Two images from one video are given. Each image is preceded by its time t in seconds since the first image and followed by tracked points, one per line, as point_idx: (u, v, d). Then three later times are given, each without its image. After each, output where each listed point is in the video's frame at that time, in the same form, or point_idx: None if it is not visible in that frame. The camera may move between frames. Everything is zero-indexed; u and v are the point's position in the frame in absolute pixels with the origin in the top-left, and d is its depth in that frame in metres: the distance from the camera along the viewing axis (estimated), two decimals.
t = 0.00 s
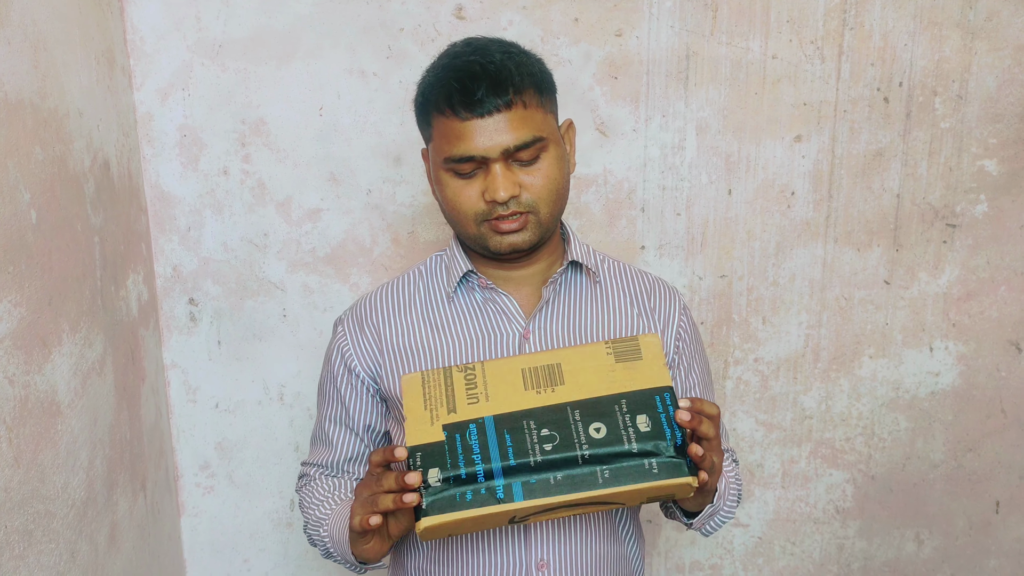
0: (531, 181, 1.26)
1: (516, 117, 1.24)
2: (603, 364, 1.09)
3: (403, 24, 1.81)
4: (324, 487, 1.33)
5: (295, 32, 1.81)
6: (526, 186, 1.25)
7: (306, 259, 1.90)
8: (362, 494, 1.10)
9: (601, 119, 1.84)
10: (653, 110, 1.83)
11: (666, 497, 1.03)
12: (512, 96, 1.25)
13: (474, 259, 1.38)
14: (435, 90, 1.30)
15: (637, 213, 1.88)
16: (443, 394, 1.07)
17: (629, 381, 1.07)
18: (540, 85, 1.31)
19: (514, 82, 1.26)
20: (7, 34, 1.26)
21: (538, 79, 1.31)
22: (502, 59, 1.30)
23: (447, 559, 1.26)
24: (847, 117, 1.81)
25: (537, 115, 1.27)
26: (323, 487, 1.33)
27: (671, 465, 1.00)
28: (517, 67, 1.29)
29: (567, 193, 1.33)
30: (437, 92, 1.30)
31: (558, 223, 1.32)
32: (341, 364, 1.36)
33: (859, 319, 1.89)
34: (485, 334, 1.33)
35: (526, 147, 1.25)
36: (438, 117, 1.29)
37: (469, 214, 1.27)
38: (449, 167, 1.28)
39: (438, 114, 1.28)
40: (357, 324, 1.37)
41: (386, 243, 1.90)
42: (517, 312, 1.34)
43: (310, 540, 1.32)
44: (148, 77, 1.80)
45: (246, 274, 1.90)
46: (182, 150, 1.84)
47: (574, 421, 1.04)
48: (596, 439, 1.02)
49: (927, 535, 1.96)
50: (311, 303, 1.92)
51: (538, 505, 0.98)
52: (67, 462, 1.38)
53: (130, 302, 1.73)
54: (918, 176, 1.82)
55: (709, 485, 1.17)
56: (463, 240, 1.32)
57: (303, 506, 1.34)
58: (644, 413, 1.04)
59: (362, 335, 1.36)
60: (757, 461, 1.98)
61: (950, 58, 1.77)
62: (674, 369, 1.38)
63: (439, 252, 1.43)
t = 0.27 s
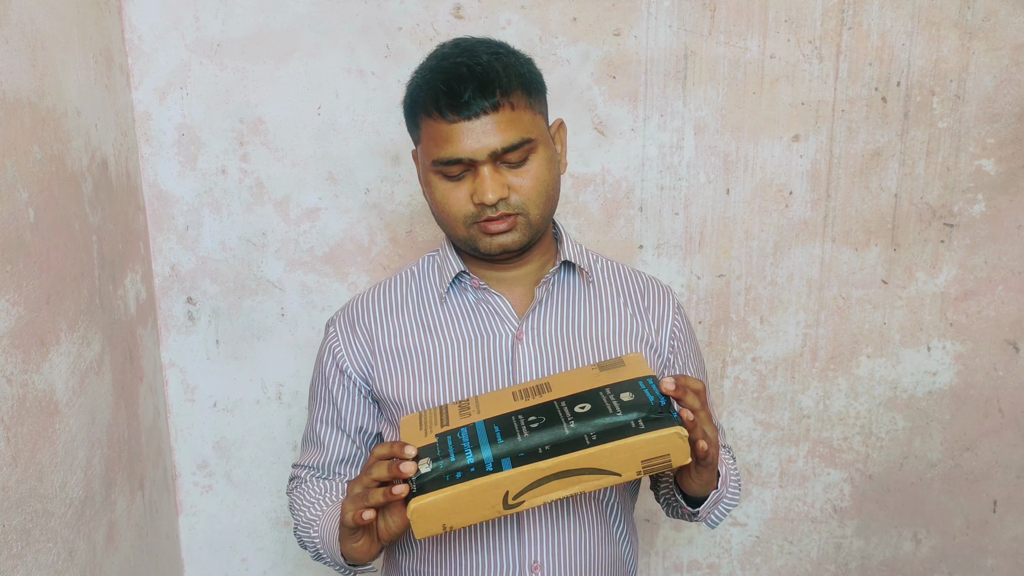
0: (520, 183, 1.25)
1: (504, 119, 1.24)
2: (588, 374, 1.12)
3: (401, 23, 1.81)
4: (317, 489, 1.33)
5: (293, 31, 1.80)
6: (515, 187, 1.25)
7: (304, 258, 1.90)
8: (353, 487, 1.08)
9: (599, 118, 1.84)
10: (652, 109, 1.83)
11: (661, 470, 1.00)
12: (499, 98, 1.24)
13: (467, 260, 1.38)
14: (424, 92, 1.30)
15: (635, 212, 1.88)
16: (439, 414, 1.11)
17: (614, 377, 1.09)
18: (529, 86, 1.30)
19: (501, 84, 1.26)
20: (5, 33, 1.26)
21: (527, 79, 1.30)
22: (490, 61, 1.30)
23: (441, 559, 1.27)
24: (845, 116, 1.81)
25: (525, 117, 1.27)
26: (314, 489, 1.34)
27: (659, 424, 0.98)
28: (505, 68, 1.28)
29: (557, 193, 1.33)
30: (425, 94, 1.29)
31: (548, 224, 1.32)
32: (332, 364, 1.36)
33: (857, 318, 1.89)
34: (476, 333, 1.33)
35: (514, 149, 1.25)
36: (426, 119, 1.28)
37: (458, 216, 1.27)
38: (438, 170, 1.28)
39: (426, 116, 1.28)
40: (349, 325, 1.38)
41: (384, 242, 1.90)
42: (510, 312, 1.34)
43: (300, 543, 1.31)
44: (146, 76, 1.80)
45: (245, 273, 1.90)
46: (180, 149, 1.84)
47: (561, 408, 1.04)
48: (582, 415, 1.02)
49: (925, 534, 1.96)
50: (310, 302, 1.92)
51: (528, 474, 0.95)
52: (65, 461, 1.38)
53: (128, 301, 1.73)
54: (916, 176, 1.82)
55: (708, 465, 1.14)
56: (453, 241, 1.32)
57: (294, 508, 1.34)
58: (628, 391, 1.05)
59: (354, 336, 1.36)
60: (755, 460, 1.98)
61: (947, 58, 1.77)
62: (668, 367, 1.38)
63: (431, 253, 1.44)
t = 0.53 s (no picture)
0: (515, 179, 1.25)
1: (498, 116, 1.24)
2: (580, 370, 1.12)
3: (400, 23, 1.81)
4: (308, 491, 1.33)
5: (291, 30, 1.80)
6: (509, 184, 1.25)
7: (302, 257, 1.90)
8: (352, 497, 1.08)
9: (598, 118, 1.84)
10: (650, 109, 1.84)
11: (662, 464, 1.00)
12: (493, 95, 1.24)
13: (461, 261, 1.38)
14: (417, 90, 1.29)
15: (633, 212, 1.88)
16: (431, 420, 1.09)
17: (608, 371, 1.10)
18: (523, 84, 1.30)
19: (496, 82, 1.25)
20: (3, 33, 1.26)
21: (521, 77, 1.30)
22: (484, 57, 1.30)
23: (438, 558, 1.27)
24: (843, 116, 1.82)
25: (520, 114, 1.27)
26: (305, 491, 1.33)
27: (657, 419, 0.99)
28: (499, 65, 1.28)
29: (552, 191, 1.33)
30: (419, 92, 1.29)
31: (542, 221, 1.32)
32: (325, 366, 1.36)
33: (855, 318, 1.89)
34: (470, 336, 1.34)
35: (509, 147, 1.25)
36: (420, 118, 1.28)
37: (452, 213, 1.27)
38: (432, 167, 1.28)
39: (420, 115, 1.28)
40: (342, 326, 1.38)
41: (382, 242, 1.90)
42: (504, 313, 1.34)
43: (293, 546, 1.31)
44: (145, 75, 1.80)
45: (243, 272, 1.90)
46: (178, 148, 1.84)
47: (557, 407, 1.04)
48: (579, 413, 1.02)
49: (922, 533, 1.96)
50: (308, 301, 1.92)
51: (530, 479, 0.95)
52: (63, 460, 1.38)
53: (126, 300, 1.73)
54: (913, 176, 1.82)
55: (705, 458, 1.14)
56: (448, 240, 1.32)
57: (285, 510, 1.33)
58: (623, 386, 1.05)
59: (347, 337, 1.37)
60: (752, 460, 1.98)
61: (945, 58, 1.77)
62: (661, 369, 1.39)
63: (424, 254, 1.44)
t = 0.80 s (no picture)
0: (504, 169, 1.25)
1: (487, 103, 1.25)
2: (550, 366, 1.10)
3: (398, 22, 1.80)
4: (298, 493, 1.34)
5: (289, 29, 1.80)
6: (499, 173, 1.25)
7: (300, 256, 1.90)
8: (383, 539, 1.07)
9: (596, 117, 1.84)
10: (648, 108, 1.83)
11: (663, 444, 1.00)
12: (484, 83, 1.25)
13: (454, 261, 1.38)
14: (410, 81, 1.31)
15: (631, 211, 1.88)
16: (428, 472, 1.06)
17: (581, 360, 1.07)
18: (515, 76, 1.31)
19: (486, 70, 1.27)
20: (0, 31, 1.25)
21: (513, 70, 1.31)
22: (475, 48, 1.31)
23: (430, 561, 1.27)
24: (842, 116, 1.81)
25: (509, 104, 1.27)
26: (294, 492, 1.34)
27: (649, 404, 0.97)
28: (491, 56, 1.29)
29: (543, 187, 1.32)
30: (412, 81, 1.30)
31: (533, 217, 1.31)
32: (316, 366, 1.35)
33: (853, 318, 1.89)
34: (462, 338, 1.33)
35: (498, 135, 1.26)
36: (411, 107, 1.29)
37: (441, 204, 1.26)
38: (423, 156, 1.28)
39: (412, 104, 1.29)
40: (333, 326, 1.37)
41: (380, 241, 1.90)
42: (498, 315, 1.34)
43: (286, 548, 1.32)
44: (142, 73, 1.80)
45: (240, 271, 1.89)
46: (176, 147, 1.83)
47: (546, 420, 1.01)
48: (573, 422, 0.99)
49: (920, 533, 1.96)
50: (306, 301, 1.91)
51: (554, 511, 0.93)
52: (60, 460, 1.37)
53: (123, 299, 1.73)
54: (912, 176, 1.82)
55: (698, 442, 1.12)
56: (439, 234, 1.31)
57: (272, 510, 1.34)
58: (602, 377, 1.03)
59: (339, 337, 1.36)
60: (751, 459, 1.98)
61: (944, 58, 1.77)
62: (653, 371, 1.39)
63: (417, 254, 1.43)
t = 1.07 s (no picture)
0: (496, 165, 1.25)
1: (478, 98, 1.25)
2: (503, 377, 1.04)
3: (396, 21, 1.80)
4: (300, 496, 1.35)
5: (288, 29, 1.80)
6: (490, 169, 1.24)
7: (299, 256, 1.90)
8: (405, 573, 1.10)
9: (595, 117, 1.84)
10: (647, 108, 1.83)
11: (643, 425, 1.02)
12: (475, 78, 1.26)
13: (447, 262, 1.38)
14: (404, 78, 1.32)
15: (630, 211, 1.88)
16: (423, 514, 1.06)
17: (536, 366, 1.01)
18: (507, 73, 1.32)
19: (477, 66, 1.28)
20: None
21: (505, 67, 1.32)
22: (467, 45, 1.33)
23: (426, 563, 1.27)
24: (841, 116, 1.81)
25: (501, 100, 1.28)
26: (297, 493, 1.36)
27: (622, 403, 0.97)
28: (484, 53, 1.30)
29: (536, 184, 1.32)
30: (405, 78, 1.31)
31: (526, 214, 1.30)
32: (313, 365, 1.36)
33: (852, 318, 1.89)
34: (455, 337, 1.34)
35: (489, 130, 1.26)
36: (404, 103, 1.30)
37: (432, 199, 1.26)
38: (415, 152, 1.28)
39: (405, 100, 1.30)
40: (329, 326, 1.38)
41: (379, 241, 1.90)
42: (490, 316, 1.34)
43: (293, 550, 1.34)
44: (141, 73, 1.80)
45: (239, 271, 1.89)
46: (175, 147, 1.83)
47: (526, 441, 1.01)
48: (556, 440, 0.99)
49: (919, 533, 1.96)
50: (304, 300, 1.91)
51: (568, 529, 0.99)
52: (58, 459, 1.37)
53: (122, 298, 1.73)
54: (911, 176, 1.82)
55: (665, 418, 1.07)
56: (431, 231, 1.31)
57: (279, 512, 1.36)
58: (566, 383, 0.99)
59: (334, 337, 1.37)
60: (750, 459, 1.98)
61: (943, 58, 1.77)
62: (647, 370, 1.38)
63: (412, 253, 1.43)
